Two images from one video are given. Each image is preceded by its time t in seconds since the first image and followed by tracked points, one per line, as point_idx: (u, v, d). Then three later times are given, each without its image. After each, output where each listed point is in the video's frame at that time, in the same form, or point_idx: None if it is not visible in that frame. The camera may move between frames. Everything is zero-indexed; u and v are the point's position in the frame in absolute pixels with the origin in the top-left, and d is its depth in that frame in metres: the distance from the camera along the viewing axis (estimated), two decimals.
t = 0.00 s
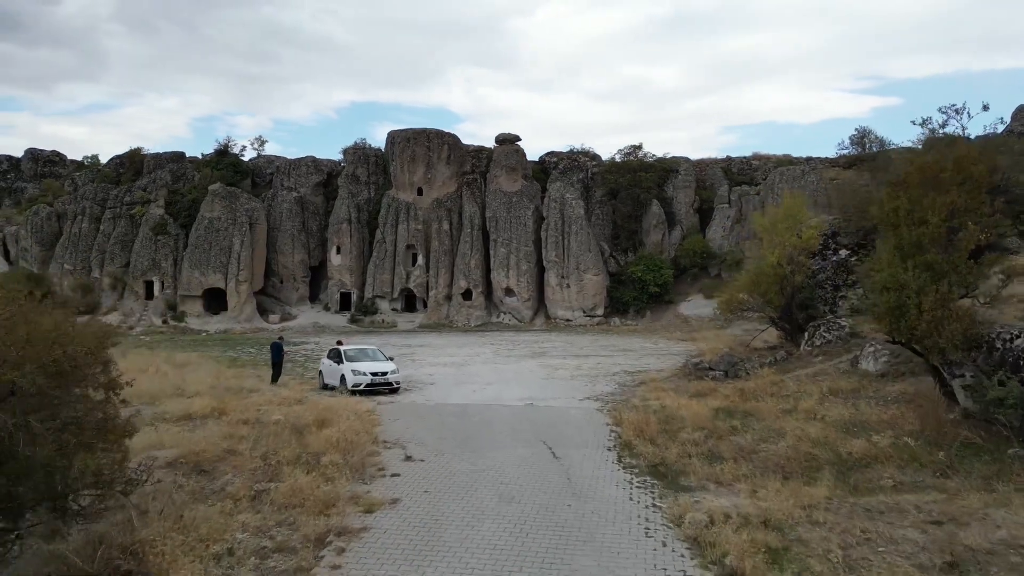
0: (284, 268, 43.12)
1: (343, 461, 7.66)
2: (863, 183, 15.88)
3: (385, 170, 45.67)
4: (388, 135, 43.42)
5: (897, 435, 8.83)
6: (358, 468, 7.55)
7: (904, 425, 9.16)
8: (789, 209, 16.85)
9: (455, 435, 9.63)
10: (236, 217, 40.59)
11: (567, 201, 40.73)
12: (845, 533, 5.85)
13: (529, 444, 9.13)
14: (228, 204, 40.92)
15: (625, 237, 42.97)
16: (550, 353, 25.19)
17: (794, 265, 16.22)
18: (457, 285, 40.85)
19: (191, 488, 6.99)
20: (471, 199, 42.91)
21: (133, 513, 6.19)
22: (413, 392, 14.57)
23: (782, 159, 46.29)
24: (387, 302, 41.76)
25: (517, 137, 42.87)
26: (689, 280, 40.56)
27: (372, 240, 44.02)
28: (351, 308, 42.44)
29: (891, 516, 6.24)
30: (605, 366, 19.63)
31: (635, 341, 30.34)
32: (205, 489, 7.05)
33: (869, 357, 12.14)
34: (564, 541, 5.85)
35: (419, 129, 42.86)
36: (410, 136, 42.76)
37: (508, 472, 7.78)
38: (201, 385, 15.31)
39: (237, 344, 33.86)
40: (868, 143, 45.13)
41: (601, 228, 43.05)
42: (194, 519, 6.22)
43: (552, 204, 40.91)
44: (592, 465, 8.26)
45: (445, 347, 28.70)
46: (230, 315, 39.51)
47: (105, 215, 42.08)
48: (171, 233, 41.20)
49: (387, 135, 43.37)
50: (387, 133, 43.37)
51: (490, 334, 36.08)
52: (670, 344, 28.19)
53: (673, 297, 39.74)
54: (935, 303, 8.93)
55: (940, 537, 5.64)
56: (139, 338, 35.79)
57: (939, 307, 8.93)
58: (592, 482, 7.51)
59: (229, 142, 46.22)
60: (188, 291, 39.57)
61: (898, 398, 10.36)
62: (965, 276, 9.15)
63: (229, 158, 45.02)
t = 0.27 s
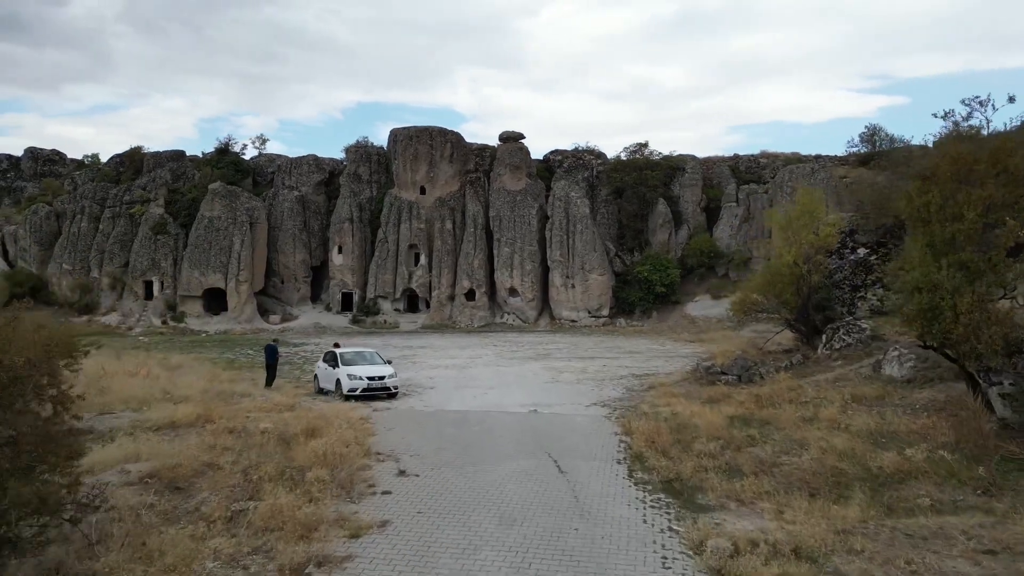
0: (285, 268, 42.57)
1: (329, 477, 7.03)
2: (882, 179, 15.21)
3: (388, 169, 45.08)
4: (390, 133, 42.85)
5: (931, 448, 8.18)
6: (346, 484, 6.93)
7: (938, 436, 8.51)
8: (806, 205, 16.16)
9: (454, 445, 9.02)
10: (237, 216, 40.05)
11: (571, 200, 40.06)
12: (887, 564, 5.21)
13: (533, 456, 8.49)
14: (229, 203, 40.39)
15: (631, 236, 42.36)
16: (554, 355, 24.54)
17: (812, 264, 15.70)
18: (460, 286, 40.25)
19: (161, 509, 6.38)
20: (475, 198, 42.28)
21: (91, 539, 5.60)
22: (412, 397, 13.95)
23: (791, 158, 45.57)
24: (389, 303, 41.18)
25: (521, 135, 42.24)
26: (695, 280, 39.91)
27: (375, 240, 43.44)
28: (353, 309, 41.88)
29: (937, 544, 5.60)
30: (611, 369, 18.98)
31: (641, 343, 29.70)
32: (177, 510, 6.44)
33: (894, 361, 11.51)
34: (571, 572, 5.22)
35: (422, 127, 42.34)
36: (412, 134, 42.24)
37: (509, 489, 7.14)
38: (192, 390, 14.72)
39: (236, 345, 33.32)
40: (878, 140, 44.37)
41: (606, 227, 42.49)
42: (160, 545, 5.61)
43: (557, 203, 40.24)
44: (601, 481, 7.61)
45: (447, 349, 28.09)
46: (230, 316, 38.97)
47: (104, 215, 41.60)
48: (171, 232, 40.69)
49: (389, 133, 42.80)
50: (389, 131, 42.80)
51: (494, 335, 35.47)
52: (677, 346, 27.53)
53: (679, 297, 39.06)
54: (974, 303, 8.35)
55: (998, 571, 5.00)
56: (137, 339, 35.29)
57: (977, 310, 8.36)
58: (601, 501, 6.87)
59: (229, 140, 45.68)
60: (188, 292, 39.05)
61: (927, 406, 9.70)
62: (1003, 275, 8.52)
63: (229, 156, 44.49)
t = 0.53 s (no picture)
0: (288, 268, 42.05)
1: (313, 496, 6.40)
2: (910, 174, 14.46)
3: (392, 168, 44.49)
4: (394, 131, 42.29)
5: (971, 463, 7.52)
6: (331, 505, 6.30)
7: (976, 450, 7.86)
8: (826, 201, 15.43)
9: (453, 458, 8.39)
10: (239, 216, 39.56)
11: (578, 198, 39.39)
12: None
13: (537, 471, 7.86)
14: (230, 202, 39.90)
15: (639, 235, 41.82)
16: (560, 357, 23.88)
17: (831, 263, 15.16)
18: (464, 286, 39.66)
19: (127, 534, 5.79)
20: (480, 197, 41.65)
21: (40, 568, 5.00)
22: (411, 403, 13.34)
23: (801, 155, 44.77)
24: (393, 303, 40.61)
25: (526, 133, 41.57)
26: (704, 279, 39.25)
27: (378, 239, 42.86)
28: (356, 309, 41.36)
29: None
30: (619, 373, 18.32)
31: (649, 344, 29.05)
32: (145, 533, 5.84)
33: (921, 367, 10.88)
34: None
35: (426, 125, 41.77)
36: (416, 132, 41.68)
37: (511, 510, 6.52)
38: (183, 394, 14.15)
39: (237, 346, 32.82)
40: (891, 138, 43.45)
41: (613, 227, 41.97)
42: None
43: (563, 201, 39.57)
44: (611, 499, 6.97)
45: (451, 350, 27.48)
46: (232, 316, 38.50)
47: (105, 214, 41.20)
48: (172, 232, 40.22)
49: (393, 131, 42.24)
50: (393, 129, 42.23)
51: (498, 336, 34.88)
52: (686, 348, 26.84)
53: (688, 297, 38.37)
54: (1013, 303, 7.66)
55: None
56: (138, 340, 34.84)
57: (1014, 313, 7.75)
58: (612, 524, 6.24)
59: (232, 139, 45.19)
60: (189, 292, 38.58)
61: (961, 416, 9.04)
62: None
63: (232, 155, 43.99)
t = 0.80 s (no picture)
0: (292, 268, 41.58)
1: (294, 518, 5.82)
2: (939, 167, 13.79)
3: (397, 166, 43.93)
4: (399, 130, 41.78)
5: (1017, 481, 6.88)
6: (314, 528, 5.72)
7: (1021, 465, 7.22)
8: (850, 196, 14.83)
9: (452, 472, 7.79)
10: (242, 215, 39.11)
11: (585, 197, 38.74)
12: None
13: (543, 487, 7.24)
14: (234, 201, 39.47)
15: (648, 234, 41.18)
16: (567, 359, 23.24)
17: (854, 262, 14.58)
18: (470, 286, 39.10)
19: (85, 561, 5.22)
20: (486, 196, 41.03)
21: None
22: (412, 409, 12.76)
23: (813, 153, 43.97)
24: (398, 303, 40.06)
25: (533, 131, 40.95)
26: (714, 279, 38.55)
27: (383, 239, 42.33)
28: (361, 309, 40.84)
29: None
30: (627, 376, 17.68)
31: (658, 346, 28.38)
32: (105, 561, 5.27)
33: (951, 373, 10.23)
34: None
35: (431, 123, 41.22)
36: (422, 130, 41.15)
37: (513, 534, 5.90)
38: (175, 399, 13.59)
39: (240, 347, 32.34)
40: (905, 135, 42.61)
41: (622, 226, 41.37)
42: None
43: (570, 200, 38.93)
44: (623, 521, 6.35)
45: (456, 352, 26.90)
46: (235, 317, 38.05)
47: (108, 213, 40.83)
48: (175, 232, 39.80)
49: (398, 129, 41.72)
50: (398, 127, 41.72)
51: (505, 337, 34.30)
52: (697, 349, 26.17)
53: (698, 297, 37.69)
54: None
55: None
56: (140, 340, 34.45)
57: None
58: (625, 552, 5.61)
59: (236, 138, 44.77)
60: (192, 292, 38.16)
61: (1000, 427, 8.40)
62: None
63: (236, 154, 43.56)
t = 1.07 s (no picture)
0: (301, 267, 41.15)
1: (275, 545, 5.23)
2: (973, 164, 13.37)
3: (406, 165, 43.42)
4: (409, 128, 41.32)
5: None
6: (296, 557, 5.13)
7: None
8: (882, 192, 14.49)
9: (453, 488, 7.16)
10: (250, 215, 38.74)
11: (597, 195, 38.09)
12: None
13: (553, 507, 6.60)
14: (242, 200, 39.12)
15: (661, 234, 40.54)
16: (579, 362, 22.59)
17: (882, 261, 14.21)
18: (480, 286, 38.52)
19: None
20: (496, 195, 40.42)
21: None
22: (416, 415, 12.18)
23: (830, 151, 43.10)
24: (407, 304, 39.53)
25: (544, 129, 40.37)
26: (729, 279, 37.77)
27: (392, 238, 41.83)
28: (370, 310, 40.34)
29: None
30: (642, 381, 17.00)
31: (672, 348, 27.71)
32: None
33: (991, 382, 9.49)
34: None
35: (441, 121, 40.70)
36: (431, 128, 40.66)
37: (519, 564, 5.27)
38: (171, 404, 13.08)
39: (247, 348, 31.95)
40: (925, 132, 41.60)
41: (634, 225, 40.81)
42: None
43: (582, 199, 38.28)
44: (641, 548, 5.71)
45: (465, 354, 26.33)
46: (243, 317, 37.67)
47: (116, 213, 40.58)
48: (183, 232, 39.49)
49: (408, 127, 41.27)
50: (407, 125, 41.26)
51: (515, 338, 33.73)
52: (713, 352, 25.45)
53: (713, 298, 36.94)
54: None
55: None
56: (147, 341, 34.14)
57: None
58: None
59: (244, 137, 44.45)
60: (200, 292, 37.81)
61: None
62: None
63: (244, 153, 43.21)
